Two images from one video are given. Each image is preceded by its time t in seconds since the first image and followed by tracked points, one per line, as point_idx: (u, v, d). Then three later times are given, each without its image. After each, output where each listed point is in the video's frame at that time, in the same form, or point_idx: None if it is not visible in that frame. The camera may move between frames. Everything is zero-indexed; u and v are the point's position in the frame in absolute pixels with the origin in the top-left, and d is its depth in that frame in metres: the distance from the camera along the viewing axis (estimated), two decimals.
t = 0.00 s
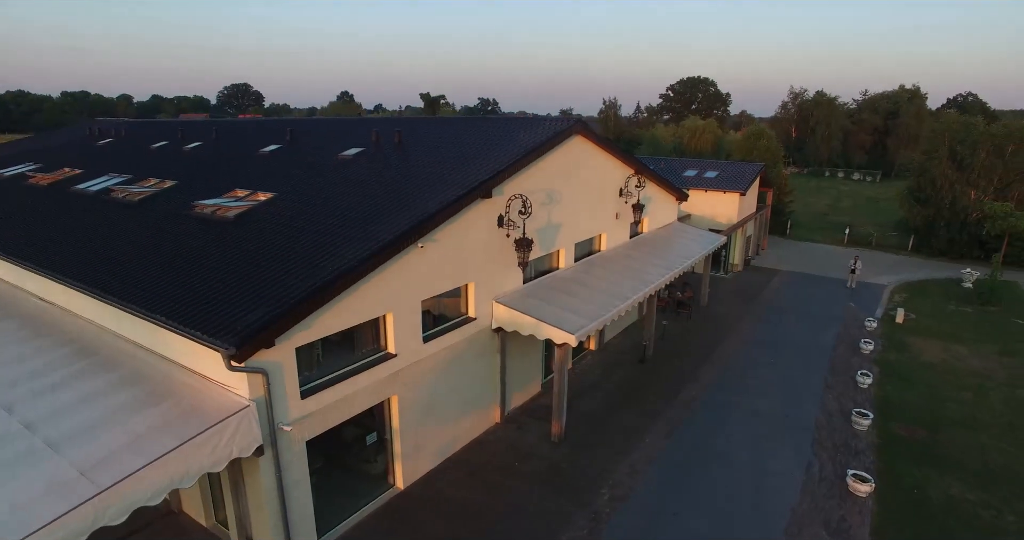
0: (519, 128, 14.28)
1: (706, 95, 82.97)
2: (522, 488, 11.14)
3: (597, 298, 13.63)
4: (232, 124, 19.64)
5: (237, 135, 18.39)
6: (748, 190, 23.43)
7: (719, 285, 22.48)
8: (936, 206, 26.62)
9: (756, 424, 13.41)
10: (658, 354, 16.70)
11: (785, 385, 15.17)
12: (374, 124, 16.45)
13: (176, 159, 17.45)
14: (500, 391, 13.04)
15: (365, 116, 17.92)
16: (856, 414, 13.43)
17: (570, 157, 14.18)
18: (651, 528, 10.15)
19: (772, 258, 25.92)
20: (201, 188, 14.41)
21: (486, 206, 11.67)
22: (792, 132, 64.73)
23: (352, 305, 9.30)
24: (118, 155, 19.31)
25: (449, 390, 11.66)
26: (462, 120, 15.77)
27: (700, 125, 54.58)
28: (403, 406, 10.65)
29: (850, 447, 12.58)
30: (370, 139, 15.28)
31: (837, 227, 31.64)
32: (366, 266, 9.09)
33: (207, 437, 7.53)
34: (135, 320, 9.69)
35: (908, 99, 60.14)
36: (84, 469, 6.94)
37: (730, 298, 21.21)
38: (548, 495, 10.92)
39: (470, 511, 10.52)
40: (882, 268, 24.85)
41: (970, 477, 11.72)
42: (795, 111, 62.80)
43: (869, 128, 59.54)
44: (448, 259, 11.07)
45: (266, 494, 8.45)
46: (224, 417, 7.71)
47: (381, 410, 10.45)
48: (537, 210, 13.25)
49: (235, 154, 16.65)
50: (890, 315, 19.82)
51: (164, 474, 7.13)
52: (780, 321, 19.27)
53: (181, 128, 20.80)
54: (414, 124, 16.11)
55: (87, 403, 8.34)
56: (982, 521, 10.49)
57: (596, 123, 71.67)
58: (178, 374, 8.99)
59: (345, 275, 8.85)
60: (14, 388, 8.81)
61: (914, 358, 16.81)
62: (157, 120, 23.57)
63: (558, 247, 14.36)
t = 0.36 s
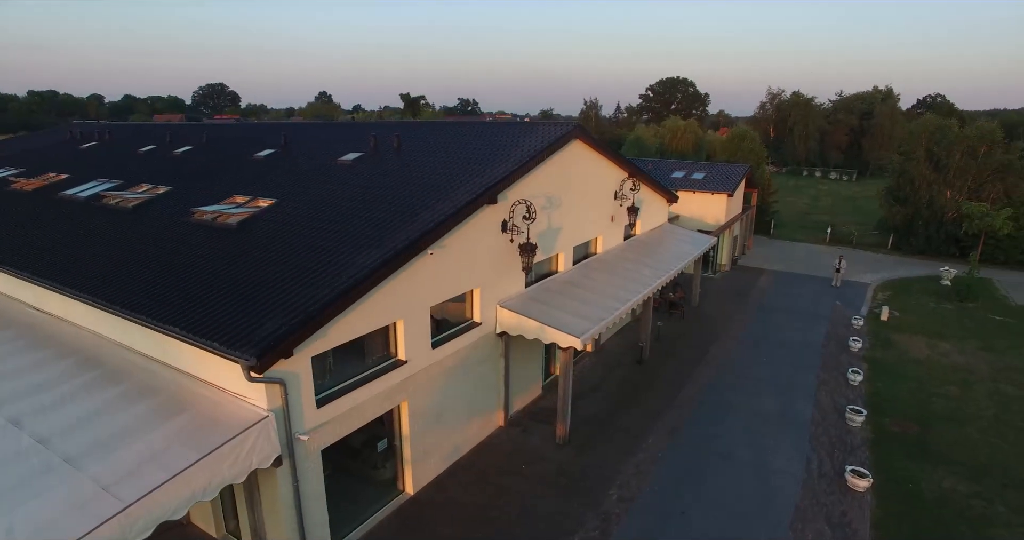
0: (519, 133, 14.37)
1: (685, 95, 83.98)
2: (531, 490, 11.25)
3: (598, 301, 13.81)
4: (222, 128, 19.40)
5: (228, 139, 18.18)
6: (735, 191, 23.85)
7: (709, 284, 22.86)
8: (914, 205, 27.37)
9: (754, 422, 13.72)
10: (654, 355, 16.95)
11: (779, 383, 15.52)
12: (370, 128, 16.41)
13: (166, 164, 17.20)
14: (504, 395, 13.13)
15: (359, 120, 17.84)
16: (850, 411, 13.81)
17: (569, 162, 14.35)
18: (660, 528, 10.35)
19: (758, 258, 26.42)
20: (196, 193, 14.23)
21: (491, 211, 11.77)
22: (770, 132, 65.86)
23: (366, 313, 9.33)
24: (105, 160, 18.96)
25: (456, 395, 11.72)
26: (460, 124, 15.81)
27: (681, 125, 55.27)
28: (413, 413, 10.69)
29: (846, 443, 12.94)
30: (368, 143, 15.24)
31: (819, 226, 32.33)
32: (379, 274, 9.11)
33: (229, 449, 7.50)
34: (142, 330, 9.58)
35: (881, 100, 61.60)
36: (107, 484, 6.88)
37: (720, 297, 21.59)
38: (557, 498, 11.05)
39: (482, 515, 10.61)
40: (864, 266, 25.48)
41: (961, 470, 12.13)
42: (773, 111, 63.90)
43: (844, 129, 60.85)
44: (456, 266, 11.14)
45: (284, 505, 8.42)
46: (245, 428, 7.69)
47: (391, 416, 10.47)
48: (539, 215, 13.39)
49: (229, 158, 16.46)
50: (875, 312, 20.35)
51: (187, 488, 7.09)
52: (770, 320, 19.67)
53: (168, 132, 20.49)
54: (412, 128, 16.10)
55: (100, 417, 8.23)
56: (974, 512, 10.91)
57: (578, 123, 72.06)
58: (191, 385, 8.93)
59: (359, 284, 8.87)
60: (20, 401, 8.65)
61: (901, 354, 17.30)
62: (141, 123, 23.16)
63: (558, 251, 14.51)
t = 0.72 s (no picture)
0: (516, 137, 14.45)
1: (664, 95, 84.95)
2: (536, 492, 11.35)
3: (596, 303, 13.98)
4: (211, 131, 19.18)
5: (218, 142, 17.97)
6: (721, 192, 24.24)
7: (697, 285, 23.20)
8: (893, 205, 28.07)
9: (750, 420, 13.99)
10: (648, 356, 17.17)
11: (771, 382, 15.83)
12: (365, 133, 16.37)
13: (155, 168, 16.95)
14: (504, 398, 13.23)
15: (351, 123, 17.75)
16: (842, 408, 14.15)
17: (566, 166, 14.50)
18: (665, 526, 10.54)
19: (744, 258, 26.86)
20: (190, 198, 14.05)
21: (493, 216, 11.86)
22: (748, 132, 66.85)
23: (375, 320, 9.35)
24: (90, 164, 18.62)
25: (460, 399, 11.78)
26: (455, 128, 15.84)
27: (663, 126, 55.94)
28: (419, 418, 10.73)
29: (839, 440, 13.27)
30: (364, 148, 15.21)
31: (801, 226, 32.97)
32: (389, 281, 9.13)
33: (245, 460, 7.46)
34: (146, 340, 9.47)
35: (857, 100, 62.89)
36: (123, 498, 6.79)
37: (709, 297, 21.92)
38: (562, 499, 11.17)
39: (489, 518, 10.67)
40: (846, 265, 26.05)
41: (950, 464, 12.52)
42: (752, 112, 64.87)
43: (822, 129, 61.99)
44: (460, 270, 11.20)
45: (297, 514, 8.41)
46: (260, 438, 7.67)
47: (397, 423, 10.50)
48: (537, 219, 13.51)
49: (220, 162, 16.29)
50: (860, 310, 20.84)
51: (205, 499, 7.04)
52: (758, 319, 20.05)
53: (155, 135, 20.19)
54: (407, 133, 16.09)
55: (108, 430, 8.11)
56: (964, 505, 11.29)
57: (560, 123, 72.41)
58: (200, 395, 8.84)
59: (370, 291, 8.88)
60: (24, 415, 8.48)
61: (887, 351, 17.76)
62: (126, 125, 22.80)
63: (555, 254, 14.66)
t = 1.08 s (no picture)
0: (509, 142, 14.55)
1: (640, 96, 85.88)
2: (539, 495, 11.47)
3: (592, 306, 14.17)
4: (196, 136, 18.89)
5: (204, 147, 17.71)
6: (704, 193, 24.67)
7: (682, 285, 23.58)
8: (868, 205, 28.87)
9: (742, 419, 14.31)
10: (640, 357, 17.44)
11: (760, 380, 16.20)
12: (356, 138, 16.29)
13: (140, 173, 16.63)
14: (503, 402, 13.33)
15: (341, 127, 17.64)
16: (830, 405, 14.56)
17: (559, 170, 14.67)
18: (668, 526, 10.75)
19: (726, 258, 27.37)
20: (181, 204, 13.82)
21: (493, 221, 11.95)
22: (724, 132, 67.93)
23: (382, 328, 9.37)
24: (70, 169, 18.20)
25: (461, 404, 11.85)
26: (447, 133, 15.87)
27: (640, 126, 56.59)
28: (423, 425, 10.77)
29: (829, 436, 13.65)
30: (357, 153, 15.14)
31: (779, 226, 33.70)
32: (397, 290, 9.17)
33: (260, 472, 7.44)
34: (148, 351, 9.33)
35: (829, 101, 64.32)
36: (140, 514, 6.70)
37: (695, 297, 22.31)
38: (565, 501, 11.32)
39: (494, 522, 10.76)
40: (825, 264, 26.72)
41: (935, 457, 12.98)
42: (727, 112, 65.93)
43: (796, 129, 63.10)
44: (461, 277, 11.27)
45: (309, 525, 8.40)
46: (275, 450, 7.65)
47: (402, 430, 10.53)
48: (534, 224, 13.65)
49: (208, 167, 16.07)
50: (841, 308, 21.41)
51: (223, 513, 6.99)
52: (744, 318, 20.47)
53: (136, 140, 19.80)
54: (398, 137, 16.05)
55: (115, 444, 7.98)
56: (950, 496, 11.76)
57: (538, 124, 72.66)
58: (206, 406, 8.73)
59: (378, 300, 8.91)
60: (23, 431, 8.27)
61: (869, 348, 18.29)
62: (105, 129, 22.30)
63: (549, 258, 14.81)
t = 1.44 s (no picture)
0: (501, 147, 14.61)
1: (615, 96, 86.72)
2: (539, 498, 11.59)
3: (584, 308, 14.36)
4: (177, 140, 18.55)
5: (187, 152, 17.41)
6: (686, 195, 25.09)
7: (666, 286, 23.95)
8: (842, 205, 29.68)
9: (732, 417, 14.63)
10: (629, 358, 17.69)
11: (746, 378, 16.58)
12: (345, 143, 16.17)
13: (121, 179, 16.28)
14: (499, 406, 13.42)
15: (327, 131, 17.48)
16: (816, 401, 14.99)
17: (550, 175, 14.82)
18: (667, 525, 10.98)
19: (706, 258, 27.86)
20: (168, 211, 13.58)
21: (489, 227, 12.05)
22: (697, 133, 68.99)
23: (387, 337, 9.38)
24: (45, 174, 17.70)
25: (460, 410, 11.90)
26: (437, 137, 15.84)
27: (616, 127, 57.27)
28: (425, 431, 10.80)
29: (816, 432, 14.06)
30: (347, 158, 15.03)
31: (755, 225, 34.42)
32: (401, 298, 9.18)
33: (274, 485, 7.42)
34: (147, 363, 9.17)
35: (799, 102, 65.79)
36: (154, 531, 6.59)
37: (679, 298, 22.68)
38: (566, 503, 11.46)
39: (497, 526, 10.84)
40: (802, 262, 27.37)
41: (917, 450, 13.46)
42: (701, 112, 66.96)
43: (767, 129, 64.85)
44: (461, 283, 11.33)
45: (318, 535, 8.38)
46: (286, 462, 7.62)
47: (404, 437, 10.54)
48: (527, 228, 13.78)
49: (193, 173, 15.80)
50: (820, 307, 21.98)
51: (237, 528, 6.93)
52: (727, 317, 20.90)
53: (115, 145, 19.36)
54: (388, 142, 15.97)
55: (119, 459, 7.81)
56: (932, 487, 12.23)
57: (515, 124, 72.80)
58: (210, 418, 8.63)
59: (384, 309, 8.91)
60: (22, 447, 8.05)
61: (849, 345, 18.84)
62: (80, 133, 21.77)
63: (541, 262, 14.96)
